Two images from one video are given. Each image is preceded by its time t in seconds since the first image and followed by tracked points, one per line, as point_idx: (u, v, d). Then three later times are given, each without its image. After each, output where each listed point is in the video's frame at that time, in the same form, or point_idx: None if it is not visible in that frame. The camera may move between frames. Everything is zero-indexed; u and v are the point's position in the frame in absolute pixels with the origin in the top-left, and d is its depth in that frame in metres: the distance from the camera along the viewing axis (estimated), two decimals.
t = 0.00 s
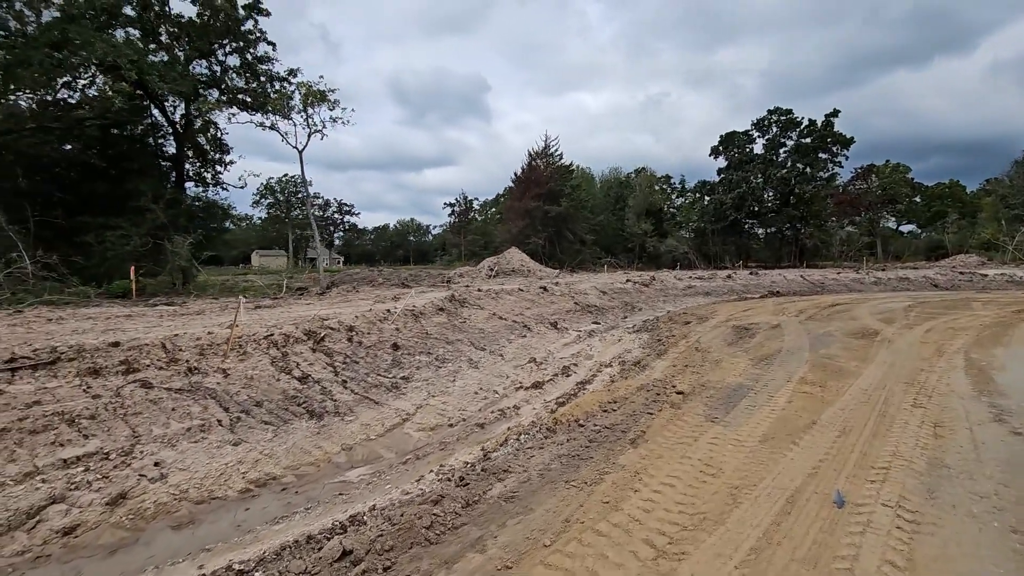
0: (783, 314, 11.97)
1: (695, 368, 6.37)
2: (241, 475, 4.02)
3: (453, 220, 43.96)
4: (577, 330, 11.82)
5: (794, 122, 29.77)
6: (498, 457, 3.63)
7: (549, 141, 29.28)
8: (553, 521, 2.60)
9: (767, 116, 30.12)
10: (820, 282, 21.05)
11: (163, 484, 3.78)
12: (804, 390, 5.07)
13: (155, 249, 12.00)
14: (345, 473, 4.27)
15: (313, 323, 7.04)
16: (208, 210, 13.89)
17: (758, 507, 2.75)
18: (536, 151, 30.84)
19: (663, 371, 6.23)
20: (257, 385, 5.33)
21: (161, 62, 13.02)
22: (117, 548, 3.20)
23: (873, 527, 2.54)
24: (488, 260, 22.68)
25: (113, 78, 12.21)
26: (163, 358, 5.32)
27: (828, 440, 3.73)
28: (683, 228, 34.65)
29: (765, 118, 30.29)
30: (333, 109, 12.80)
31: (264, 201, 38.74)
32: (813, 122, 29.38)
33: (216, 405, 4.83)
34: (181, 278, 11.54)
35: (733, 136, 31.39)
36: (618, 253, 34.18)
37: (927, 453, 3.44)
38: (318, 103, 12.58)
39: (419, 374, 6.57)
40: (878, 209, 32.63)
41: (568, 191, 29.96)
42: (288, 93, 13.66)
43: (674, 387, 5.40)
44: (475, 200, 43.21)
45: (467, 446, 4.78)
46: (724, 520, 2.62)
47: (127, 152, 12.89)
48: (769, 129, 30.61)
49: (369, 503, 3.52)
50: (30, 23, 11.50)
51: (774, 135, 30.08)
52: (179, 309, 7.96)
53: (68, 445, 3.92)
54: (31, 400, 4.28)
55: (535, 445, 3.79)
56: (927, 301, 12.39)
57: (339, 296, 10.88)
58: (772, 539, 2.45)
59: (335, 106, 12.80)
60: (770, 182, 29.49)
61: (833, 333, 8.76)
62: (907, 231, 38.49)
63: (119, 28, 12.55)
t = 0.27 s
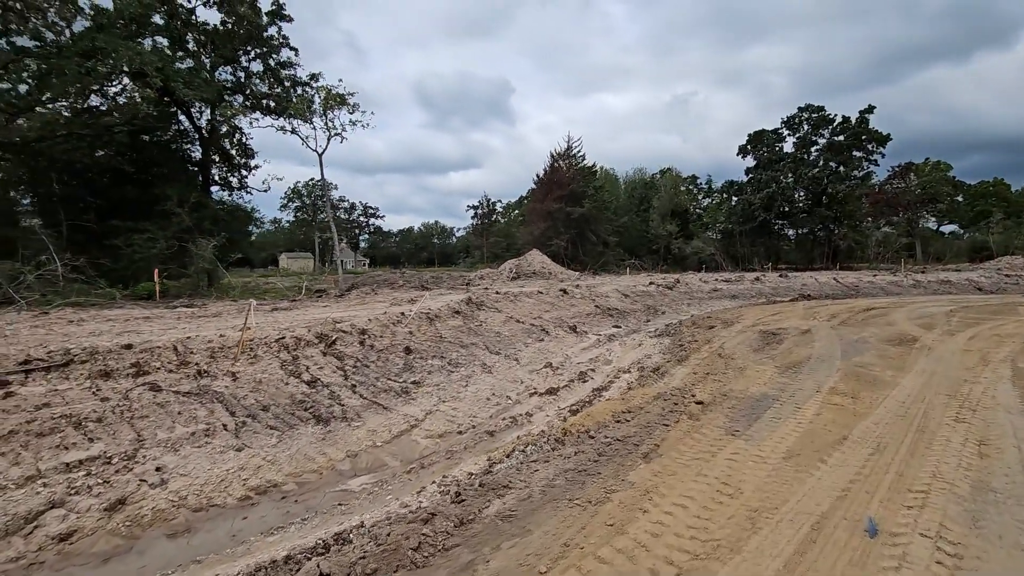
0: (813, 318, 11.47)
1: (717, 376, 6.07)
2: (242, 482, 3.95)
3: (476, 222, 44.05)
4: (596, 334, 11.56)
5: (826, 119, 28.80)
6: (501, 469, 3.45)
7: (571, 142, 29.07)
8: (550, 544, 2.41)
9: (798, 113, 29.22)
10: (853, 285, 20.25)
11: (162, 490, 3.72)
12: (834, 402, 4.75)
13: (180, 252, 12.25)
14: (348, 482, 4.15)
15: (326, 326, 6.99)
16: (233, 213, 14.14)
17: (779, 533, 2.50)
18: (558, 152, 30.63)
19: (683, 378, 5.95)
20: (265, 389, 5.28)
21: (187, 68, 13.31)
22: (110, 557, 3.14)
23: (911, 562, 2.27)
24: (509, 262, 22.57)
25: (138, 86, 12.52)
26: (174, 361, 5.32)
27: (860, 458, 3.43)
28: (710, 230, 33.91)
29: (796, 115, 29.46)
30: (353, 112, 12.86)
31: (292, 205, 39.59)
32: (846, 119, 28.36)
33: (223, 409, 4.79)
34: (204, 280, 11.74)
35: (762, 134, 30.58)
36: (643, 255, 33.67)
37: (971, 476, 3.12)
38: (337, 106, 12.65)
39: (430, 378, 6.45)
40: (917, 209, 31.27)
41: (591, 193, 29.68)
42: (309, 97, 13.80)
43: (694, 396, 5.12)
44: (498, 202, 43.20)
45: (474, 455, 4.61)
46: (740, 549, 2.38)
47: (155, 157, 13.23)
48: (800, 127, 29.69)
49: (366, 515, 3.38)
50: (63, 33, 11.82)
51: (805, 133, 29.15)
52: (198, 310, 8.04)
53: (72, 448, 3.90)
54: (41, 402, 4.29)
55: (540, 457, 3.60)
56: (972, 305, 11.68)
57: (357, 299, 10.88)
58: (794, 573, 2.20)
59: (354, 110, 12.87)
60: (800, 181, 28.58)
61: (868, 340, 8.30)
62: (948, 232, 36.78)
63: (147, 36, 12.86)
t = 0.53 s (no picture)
0: (843, 323, 10.94)
1: (737, 384, 5.75)
2: (236, 491, 3.83)
3: (496, 224, 43.97)
4: (614, 338, 11.28)
5: (856, 116, 27.85)
6: (499, 484, 3.25)
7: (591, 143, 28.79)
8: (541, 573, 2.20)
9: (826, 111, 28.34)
10: (886, 288, 19.46)
11: (154, 498, 3.63)
12: (863, 414, 4.40)
13: (199, 254, 12.41)
14: (344, 492, 4.01)
15: (335, 329, 6.91)
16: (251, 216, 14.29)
17: (799, 567, 2.23)
18: (579, 153, 30.35)
19: (701, 386, 5.64)
20: (268, 394, 5.18)
21: (208, 73, 13.54)
22: (94, 568, 3.04)
23: None
24: (528, 265, 22.36)
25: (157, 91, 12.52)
26: (178, 364, 5.27)
27: (892, 479, 3.12)
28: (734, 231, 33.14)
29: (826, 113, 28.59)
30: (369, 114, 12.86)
31: (315, 208, 40.21)
32: (878, 116, 27.38)
33: (224, 414, 4.71)
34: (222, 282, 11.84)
35: (790, 133, 29.75)
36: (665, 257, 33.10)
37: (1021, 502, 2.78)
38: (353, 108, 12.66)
39: (438, 384, 6.28)
40: (954, 208, 29.97)
41: (612, 194, 29.32)
42: (327, 100, 13.87)
43: (711, 405, 4.83)
44: (518, 204, 43.06)
45: (477, 465, 4.41)
46: None
47: (176, 161, 13.47)
48: (829, 124, 28.78)
49: (357, 530, 3.22)
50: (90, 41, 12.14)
51: (834, 131, 28.24)
52: (211, 313, 8.06)
53: (68, 453, 3.85)
54: (42, 405, 4.27)
55: (542, 471, 3.39)
56: (1016, 310, 10.99)
57: (371, 301, 10.82)
58: None
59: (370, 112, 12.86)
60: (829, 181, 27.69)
61: (902, 346, 7.84)
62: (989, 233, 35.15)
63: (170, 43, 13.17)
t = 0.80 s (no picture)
0: (869, 327, 10.49)
1: (752, 391, 5.49)
2: (228, 499, 3.75)
3: (514, 225, 43.84)
4: (629, 341, 11.03)
5: (885, 112, 26.94)
6: (492, 499, 3.09)
7: (609, 142, 28.46)
8: None
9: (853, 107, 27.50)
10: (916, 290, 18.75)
11: (145, 505, 3.57)
12: (886, 426, 4.13)
13: (216, 255, 12.57)
14: (339, 501, 3.89)
15: (340, 332, 6.84)
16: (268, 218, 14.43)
17: None
18: (596, 153, 30.04)
19: (714, 394, 5.39)
20: (268, 399, 5.12)
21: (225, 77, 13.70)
22: None
23: None
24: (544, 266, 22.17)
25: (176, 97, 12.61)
26: (180, 367, 5.23)
27: (917, 502, 2.86)
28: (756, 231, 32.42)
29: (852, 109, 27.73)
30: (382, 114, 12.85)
31: (335, 210, 40.67)
32: (908, 111, 26.45)
33: (222, 418, 4.65)
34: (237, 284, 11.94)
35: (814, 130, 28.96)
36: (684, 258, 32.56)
37: None
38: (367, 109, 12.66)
39: (443, 389, 6.15)
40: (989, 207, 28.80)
41: (630, 194, 28.93)
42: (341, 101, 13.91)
43: (723, 414, 4.60)
44: (536, 204, 42.85)
45: (477, 475, 4.26)
46: None
47: (194, 164, 13.66)
48: (856, 121, 27.91)
49: (345, 544, 3.10)
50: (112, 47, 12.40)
51: (861, 128, 27.39)
52: (221, 314, 8.08)
53: (62, 458, 3.82)
54: (41, 408, 4.26)
55: (538, 485, 3.22)
56: None
57: (382, 303, 10.77)
58: None
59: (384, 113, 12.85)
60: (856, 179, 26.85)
61: (931, 352, 7.44)
62: None
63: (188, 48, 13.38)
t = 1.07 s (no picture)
0: (893, 329, 10.06)
1: (763, 395, 5.25)
2: (213, 503, 3.67)
3: (529, 225, 43.69)
4: (640, 342, 10.79)
5: (912, 107, 26.10)
6: (476, 508, 2.95)
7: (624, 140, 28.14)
8: None
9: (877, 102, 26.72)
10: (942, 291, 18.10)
11: (129, 508, 3.51)
12: (905, 435, 3.86)
13: (228, 255, 12.69)
14: (326, 507, 3.79)
15: (342, 332, 6.78)
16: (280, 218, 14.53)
17: None
18: (612, 151, 29.71)
19: (722, 398, 5.16)
20: (264, 399, 5.05)
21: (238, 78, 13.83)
22: None
23: None
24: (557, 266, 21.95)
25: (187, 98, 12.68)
26: (178, 367, 5.21)
27: (935, 520, 2.63)
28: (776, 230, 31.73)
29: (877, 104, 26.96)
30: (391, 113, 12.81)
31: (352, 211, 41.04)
32: (936, 105, 25.59)
33: (216, 419, 4.59)
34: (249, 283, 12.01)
35: (837, 126, 28.24)
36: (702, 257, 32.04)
37: None
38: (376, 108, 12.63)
39: (444, 391, 6.03)
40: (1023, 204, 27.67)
41: (646, 193, 28.56)
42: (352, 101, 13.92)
43: (730, 420, 4.38)
44: (551, 204, 42.62)
45: (471, 481, 4.11)
46: None
47: (208, 165, 13.80)
48: (881, 116, 27.11)
49: (324, 553, 2.99)
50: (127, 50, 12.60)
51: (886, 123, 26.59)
52: (227, 314, 8.09)
53: (52, 458, 3.79)
54: (36, 408, 4.25)
55: (526, 495, 3.06)
56: None
57: (390, 303, 10.71)
58: None
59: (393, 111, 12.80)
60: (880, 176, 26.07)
61: (958, 356, 7.07)
62: None
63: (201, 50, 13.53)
